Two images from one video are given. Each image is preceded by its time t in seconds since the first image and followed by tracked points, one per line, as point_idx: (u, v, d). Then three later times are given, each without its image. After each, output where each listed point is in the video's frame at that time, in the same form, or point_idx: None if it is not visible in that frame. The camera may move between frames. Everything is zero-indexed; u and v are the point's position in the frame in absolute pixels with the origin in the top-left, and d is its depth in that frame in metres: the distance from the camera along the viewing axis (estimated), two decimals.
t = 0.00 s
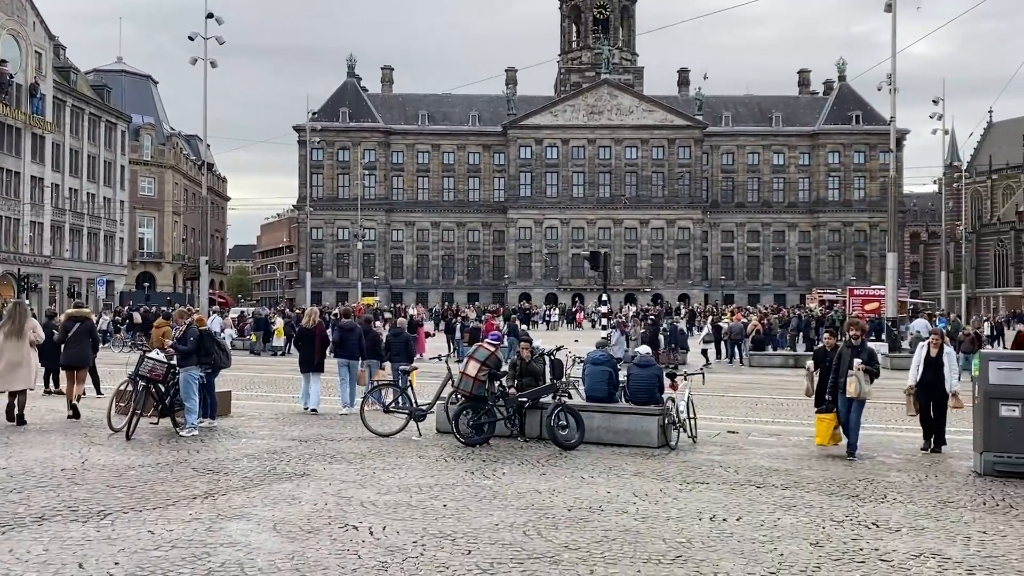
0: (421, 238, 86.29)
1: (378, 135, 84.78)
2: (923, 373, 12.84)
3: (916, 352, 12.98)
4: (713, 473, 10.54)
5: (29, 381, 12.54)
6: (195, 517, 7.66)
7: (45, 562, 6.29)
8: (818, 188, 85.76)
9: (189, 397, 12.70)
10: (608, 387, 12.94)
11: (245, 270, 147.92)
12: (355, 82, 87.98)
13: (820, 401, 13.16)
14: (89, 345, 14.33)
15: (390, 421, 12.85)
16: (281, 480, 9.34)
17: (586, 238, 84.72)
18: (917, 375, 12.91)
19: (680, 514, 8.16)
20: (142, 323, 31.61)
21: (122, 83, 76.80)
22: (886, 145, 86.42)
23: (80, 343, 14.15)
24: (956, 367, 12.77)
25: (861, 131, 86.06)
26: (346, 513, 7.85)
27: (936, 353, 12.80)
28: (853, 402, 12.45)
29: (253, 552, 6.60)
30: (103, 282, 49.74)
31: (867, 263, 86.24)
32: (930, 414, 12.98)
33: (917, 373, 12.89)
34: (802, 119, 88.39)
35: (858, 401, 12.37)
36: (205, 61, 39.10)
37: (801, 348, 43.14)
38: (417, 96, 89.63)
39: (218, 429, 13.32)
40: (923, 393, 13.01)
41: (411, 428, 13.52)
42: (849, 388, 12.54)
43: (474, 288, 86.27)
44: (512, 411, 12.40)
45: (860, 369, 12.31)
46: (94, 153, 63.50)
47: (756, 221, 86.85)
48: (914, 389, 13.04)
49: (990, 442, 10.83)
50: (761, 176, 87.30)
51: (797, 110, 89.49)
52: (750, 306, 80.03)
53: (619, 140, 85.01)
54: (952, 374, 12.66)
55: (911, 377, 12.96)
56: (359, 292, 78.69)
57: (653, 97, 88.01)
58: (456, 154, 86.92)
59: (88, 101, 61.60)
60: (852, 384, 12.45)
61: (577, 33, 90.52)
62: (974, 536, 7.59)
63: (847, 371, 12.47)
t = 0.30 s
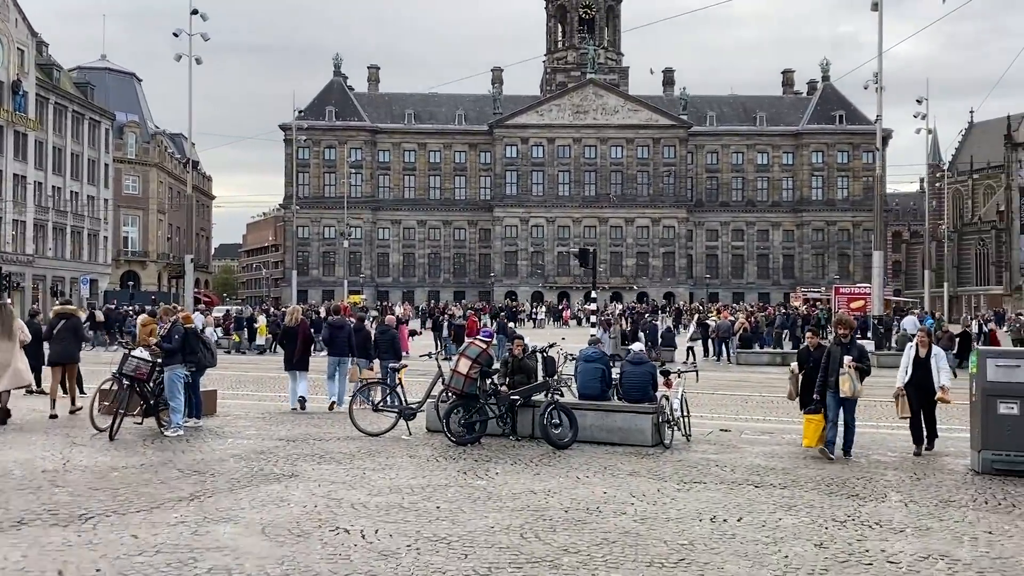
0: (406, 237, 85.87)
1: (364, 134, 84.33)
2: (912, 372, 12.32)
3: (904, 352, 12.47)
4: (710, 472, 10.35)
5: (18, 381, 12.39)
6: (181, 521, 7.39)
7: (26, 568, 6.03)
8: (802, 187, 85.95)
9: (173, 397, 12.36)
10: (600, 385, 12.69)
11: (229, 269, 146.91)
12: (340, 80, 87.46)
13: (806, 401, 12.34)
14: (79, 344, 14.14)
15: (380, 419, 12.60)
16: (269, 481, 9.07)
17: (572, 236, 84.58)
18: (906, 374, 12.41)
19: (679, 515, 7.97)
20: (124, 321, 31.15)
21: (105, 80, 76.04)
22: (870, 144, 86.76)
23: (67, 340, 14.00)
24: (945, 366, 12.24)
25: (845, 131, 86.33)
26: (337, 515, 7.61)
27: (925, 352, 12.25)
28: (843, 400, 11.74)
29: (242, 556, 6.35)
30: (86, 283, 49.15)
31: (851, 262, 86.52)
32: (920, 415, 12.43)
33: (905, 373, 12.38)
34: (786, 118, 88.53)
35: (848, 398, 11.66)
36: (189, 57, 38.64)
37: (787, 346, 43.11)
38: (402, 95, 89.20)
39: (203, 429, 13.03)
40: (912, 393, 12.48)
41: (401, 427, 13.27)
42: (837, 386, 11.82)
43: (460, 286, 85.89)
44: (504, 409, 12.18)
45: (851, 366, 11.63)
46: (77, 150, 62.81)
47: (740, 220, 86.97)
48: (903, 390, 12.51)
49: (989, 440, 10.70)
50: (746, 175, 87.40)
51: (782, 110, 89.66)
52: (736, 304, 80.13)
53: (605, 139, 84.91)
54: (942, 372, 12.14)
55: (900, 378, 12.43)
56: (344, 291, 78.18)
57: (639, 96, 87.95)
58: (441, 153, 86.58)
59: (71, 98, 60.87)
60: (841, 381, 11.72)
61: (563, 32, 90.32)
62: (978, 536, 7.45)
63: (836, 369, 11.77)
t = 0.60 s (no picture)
0: (393, 235, 85.38)
1: (350, 131, 83.75)
2: (907, 373, 11.82)
3: (898, 352, 12.01)
4: (710, 478, 10.08)
5: None
6: (161, 533, 7.04)
7: None
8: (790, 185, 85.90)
9: (155, 401, 11.99)
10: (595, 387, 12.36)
11: (214, 268, 145.91)
12: (326, 78, 86.86)
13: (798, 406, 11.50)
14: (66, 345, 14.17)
15: (369, 423, 12.28)
16: (253, 490, 8.74)
17: (560, 235, 84.34)
18: (900, 375, 11.91)
19: (680, 524, 7.69)
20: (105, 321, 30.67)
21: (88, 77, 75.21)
22: (857, 143, 86.79)
23: (54, 341, 14.03)
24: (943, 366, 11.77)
25: (832, 130, 86.40)
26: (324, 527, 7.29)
27: (921, 351, 11.83)
28: (839, 405, 10.99)
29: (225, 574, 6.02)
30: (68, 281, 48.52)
31: (838, 260, 86.61)
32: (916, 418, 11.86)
33: (899, 373, 11.88)
34: (773, 117, 88.44)
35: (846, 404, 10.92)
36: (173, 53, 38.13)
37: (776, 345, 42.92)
38: (389, 93, 88.63)
39: (185, 433, 12.68)
40: (906, 395, 11.99)
41: (390, 431, 12.97)
42: (833, 390, 11.07)
43: (447, 284, 85.46)
44: (497, 413, 11.89)
45: (848, 369, 10.90)
46: (59, 148, 62.08)
47: (728, 218, 86.89)
48: (896, 392, 12.02)
49: (993, 443, 10.48)
50: (733, 174, 87.29)
51: (769, 109, 89.60)
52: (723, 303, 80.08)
53: (593, 138, 84.65)
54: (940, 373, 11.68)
55: (893, 378, 11.93)
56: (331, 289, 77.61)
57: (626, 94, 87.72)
58: (428, 151, 86.07)
59: (53, 95, 60.08)
60: (838, 386, 10.96)
61: (551, 30, 90.01)
62: (990, 546, 7.19)
63: (833, 372, 11.02)
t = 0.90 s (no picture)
0: (380, 234, 84.93)
1: (336, 128, 83.18)
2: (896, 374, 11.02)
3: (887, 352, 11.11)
4: (703, 481, 9.85)
5: None
6: (136, 541, 6.72)
7: None
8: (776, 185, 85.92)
9: (131, 402, 11.64)
10: (585, 386, 12.03)
11: (198, 265, 144.86)
12: (311, 75, 86.25)
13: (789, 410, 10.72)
14: (49, 346, 13.76)
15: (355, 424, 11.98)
16: (234, 494, 8.42)
17: (547, 234, 84.14)
18: (888, 376, 10.99)
19: (676, 528, 7.45)
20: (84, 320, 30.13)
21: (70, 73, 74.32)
22: (844, 142, 86.88)
23: (39, 340, 13.65)
24: (933, 369, 10.94)
25: (818, 129, 86.50)
26: (307, 533, 7.00)
27: (911, 353, 10.93)
28: (833, 410, 10.29)
29: None
30: (49, 279, 47.75)
31: (823, 259, 86.74)
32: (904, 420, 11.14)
33: (887, 374, 10.99)
34: (760, 116, 88.41)
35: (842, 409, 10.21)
36: (155, 49, 37.62)
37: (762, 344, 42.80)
38: (375, 90, 88.06)
39: (164, 435, 12.34)
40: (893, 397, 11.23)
41: (376, 432, 12.66)
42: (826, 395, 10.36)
43: (434, 283, 85.08)
44: (484, 414, 11.60)
45: (844, 371, 10.20)
46: (40, 145, 61.28)
47: (714, 217, 86.88)
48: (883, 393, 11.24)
49: (992, 445, 10.28)
50: (720, 173, 87.27)
51: (756, 107, 89.55)
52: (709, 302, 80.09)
53: (580, 136, 84.45)
54: (931, 377, 10.85)
55: (880, 379, 11.03)
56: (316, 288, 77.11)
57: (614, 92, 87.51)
58: (415, 149, 85.61)
59: (34, 91, 59.28)
60: (833, 389, 10.25)
61: (537, 28, 89.65)
62: (996, 550, 6.97)
63: (828, 376, 10.29)
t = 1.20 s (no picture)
0: (366, 232, 84.48)
1: (321, 126, 82.63)
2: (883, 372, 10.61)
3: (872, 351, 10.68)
4: (694, 482, 9.61)
5: None
6: (103, 549, 6.39)
7: None
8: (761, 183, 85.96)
9: (106, 403, 11.30)
10: (573, 386, 11.76)
11: (182, 263, 143.78)
12: (296, 72, 85.52)
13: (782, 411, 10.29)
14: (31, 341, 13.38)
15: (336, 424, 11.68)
16: (209, 498, 8.11)
17: (533, 232, 83.91)
18: (875, 376, 10.57)
19: (668, 533, 7.19)
20: (61, 318, 29.60)
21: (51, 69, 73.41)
22: (829, 141, 86.98)
23: (20, 337, 13.28)
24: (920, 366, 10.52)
25: (804, 128, 86.52)
26: (283, 540, 6.70)
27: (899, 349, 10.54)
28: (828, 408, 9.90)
29: None
30: (29, 277, 47.12)
31: (809, 258, 86.86)
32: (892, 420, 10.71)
33: (876, 374, 10.58)
34: (745, 114, 88.40)
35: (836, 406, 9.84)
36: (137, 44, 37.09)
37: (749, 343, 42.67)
38: (360, 88, 87.52)
39: (141, 436, 12.01)
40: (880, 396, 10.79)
41: (359, 433, 12.36)
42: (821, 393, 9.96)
43: (420, 282, 84.66)
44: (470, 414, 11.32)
45: (839, 367, 9.84)
46: (21, 142, 60.49)
47: (700, 216, 86.88)
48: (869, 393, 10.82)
49: (988, 444, 10.08)
50: (706, 171, 87.28)
51: (742, 106, 89.50)
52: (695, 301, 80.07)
53: (566, 135, 84.27)
54: (917, 376, 10.41)
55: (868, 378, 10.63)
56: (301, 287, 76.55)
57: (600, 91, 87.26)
58: (400, 147, 85.16)
59: (15, 88, 58.46)
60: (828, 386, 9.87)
61: (523, 26, 89.26)
62: (997, 555, 6.76)
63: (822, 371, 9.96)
